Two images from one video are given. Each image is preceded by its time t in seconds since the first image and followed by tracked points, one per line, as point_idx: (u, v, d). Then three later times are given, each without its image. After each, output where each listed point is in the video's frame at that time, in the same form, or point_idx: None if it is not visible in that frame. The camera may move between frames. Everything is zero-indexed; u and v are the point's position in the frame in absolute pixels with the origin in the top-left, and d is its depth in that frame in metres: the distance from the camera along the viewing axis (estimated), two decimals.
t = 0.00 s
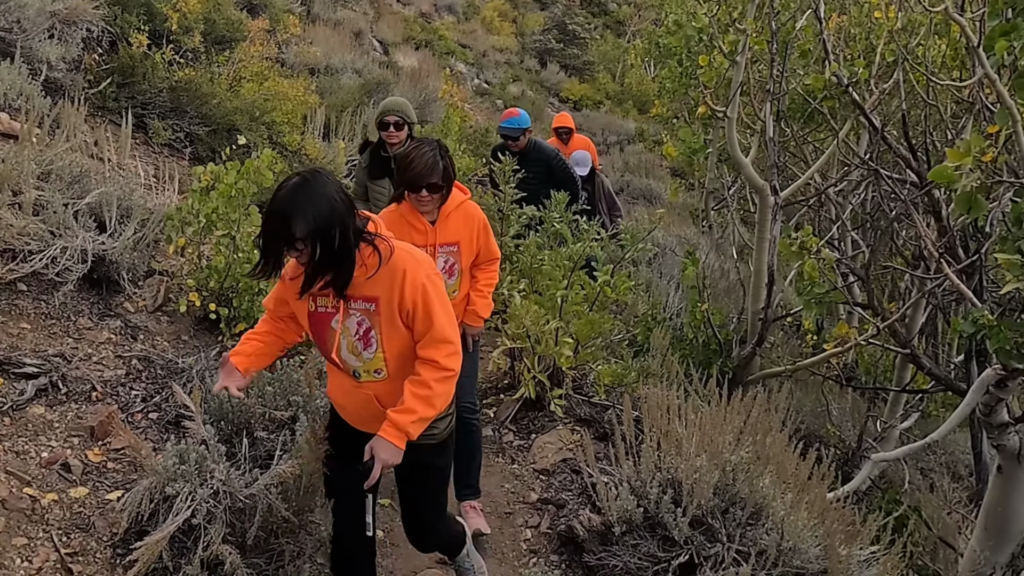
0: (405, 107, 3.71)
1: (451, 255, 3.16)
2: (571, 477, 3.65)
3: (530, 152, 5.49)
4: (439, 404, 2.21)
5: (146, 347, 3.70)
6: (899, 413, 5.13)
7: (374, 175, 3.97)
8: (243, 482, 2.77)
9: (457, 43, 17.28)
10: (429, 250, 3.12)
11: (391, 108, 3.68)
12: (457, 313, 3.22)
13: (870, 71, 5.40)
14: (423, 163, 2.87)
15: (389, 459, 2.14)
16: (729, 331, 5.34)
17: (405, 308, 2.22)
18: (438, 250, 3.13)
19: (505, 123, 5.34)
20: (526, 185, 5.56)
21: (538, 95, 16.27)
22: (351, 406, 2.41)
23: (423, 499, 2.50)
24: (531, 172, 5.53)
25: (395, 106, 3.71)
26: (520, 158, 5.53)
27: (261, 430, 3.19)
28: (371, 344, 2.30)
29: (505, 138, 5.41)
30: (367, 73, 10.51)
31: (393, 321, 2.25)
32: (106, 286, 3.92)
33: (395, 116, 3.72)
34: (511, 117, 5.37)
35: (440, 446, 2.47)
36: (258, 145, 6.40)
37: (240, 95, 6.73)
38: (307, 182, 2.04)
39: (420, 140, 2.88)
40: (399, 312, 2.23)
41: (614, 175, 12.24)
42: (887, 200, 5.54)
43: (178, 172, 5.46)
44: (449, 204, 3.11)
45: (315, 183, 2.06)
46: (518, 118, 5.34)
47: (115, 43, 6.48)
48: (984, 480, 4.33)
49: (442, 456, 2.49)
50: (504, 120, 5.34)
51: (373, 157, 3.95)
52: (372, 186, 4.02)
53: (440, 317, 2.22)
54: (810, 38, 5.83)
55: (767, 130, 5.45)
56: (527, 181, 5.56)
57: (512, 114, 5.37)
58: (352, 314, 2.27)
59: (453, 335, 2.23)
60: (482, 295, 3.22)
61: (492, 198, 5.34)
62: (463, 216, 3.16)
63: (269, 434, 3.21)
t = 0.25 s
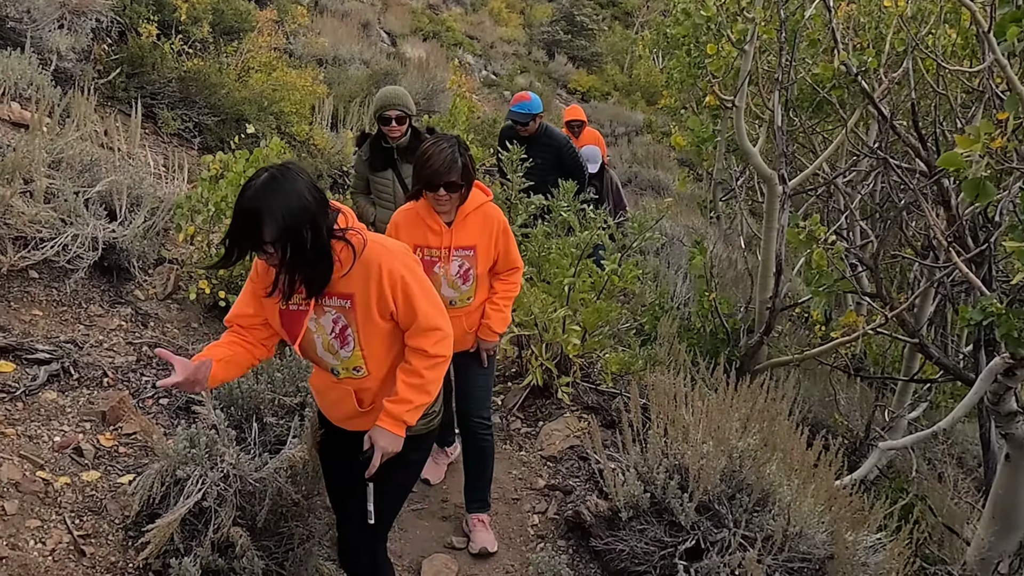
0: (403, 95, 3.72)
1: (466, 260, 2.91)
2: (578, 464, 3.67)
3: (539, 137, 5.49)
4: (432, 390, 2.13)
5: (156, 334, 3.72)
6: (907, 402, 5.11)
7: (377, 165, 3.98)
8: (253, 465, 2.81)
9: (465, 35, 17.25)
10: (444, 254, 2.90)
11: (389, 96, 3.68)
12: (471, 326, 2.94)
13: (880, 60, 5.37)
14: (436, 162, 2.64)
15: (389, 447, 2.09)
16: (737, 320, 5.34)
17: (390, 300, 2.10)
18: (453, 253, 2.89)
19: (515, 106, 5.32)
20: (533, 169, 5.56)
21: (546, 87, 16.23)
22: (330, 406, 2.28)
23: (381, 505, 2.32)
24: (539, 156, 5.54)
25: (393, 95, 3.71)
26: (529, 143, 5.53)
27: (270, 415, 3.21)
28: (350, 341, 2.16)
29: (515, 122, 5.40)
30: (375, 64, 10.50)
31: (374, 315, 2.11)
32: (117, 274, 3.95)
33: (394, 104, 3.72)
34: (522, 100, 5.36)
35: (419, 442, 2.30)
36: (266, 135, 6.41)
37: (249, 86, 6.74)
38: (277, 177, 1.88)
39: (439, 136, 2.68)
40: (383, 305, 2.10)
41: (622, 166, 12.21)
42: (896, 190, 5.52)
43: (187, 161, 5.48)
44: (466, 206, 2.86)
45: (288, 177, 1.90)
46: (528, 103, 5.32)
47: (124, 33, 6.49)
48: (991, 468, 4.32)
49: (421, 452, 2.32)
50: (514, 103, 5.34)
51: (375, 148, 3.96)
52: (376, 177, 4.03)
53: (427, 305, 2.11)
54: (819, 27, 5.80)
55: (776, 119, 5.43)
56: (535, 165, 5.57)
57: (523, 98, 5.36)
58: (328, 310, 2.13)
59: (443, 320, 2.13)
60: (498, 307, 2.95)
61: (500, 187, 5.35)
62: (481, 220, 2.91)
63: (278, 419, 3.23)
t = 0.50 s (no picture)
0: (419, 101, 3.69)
1: (483, 256, 2.82)
2: (584, 457, 3.67)
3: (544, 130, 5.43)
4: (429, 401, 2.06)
5: (163, 327, 3.74)
6: (914, 395, 5.09)
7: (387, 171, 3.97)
8: (260, 458, 2.82)
9: (471, 26, 17.20)
10: (460, 249, 2.81)
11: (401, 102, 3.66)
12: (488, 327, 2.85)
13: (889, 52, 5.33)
14: (447, 155, 2.59)
15: (400, 454, 2.06)
16: (744, 313, 5.32)
17: (378, 312, 1.99)
18: (469, 248, 2.81)
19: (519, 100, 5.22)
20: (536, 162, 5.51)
21: (553, 79, 16.17)
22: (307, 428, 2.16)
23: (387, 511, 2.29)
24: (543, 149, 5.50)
25: (405, 101, 3.67)
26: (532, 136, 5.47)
27: (276, 408, 3.22)
28: (329, 360, 2.04)
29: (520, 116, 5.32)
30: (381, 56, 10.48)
31: (359, 329, 2.01)
32: (124, 267, 3.96)
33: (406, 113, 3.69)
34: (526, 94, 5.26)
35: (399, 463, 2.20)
36: (272, 128, 6.41)
37: (255, 78, 6.74)
38: (260, 188, 1.73)
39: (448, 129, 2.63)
40: (369, 319, 2.00)
41: (629, 158, 12.16)
42: (905, 182, 5.48)
43: (193, 154, 5.49)
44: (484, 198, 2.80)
45: (272, 188, 1.76)
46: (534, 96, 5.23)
47: (130, 27, 6.49)
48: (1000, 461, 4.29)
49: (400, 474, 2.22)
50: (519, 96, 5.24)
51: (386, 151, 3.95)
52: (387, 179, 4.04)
53: (419, 314, 2.01)
54: (828, 17, 5.76)
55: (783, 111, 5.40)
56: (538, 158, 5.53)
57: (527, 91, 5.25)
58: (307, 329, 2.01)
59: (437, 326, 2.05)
60: (517, 312, 2.85)
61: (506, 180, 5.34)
62: (498, 216, 2.83)
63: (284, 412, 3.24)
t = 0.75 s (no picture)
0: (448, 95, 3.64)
1: (483, 258, 2.74)
2: (590, 446, 3.66)
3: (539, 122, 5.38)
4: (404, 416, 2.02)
5: (170, 317, 3.75)
6: (923, 386, 5.06)
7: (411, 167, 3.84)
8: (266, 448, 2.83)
9: (479, 17, 17.14)
10: (458, 250, 2.73)
11: (431, 95, 3.59)
12: (489, 333, 2.78)
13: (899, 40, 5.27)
14: (442, 158, 2.54)
15: (364, 486, 2.01)
16: (752, 304, 5.30)
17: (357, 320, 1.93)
18: (467, 251, 2.73)
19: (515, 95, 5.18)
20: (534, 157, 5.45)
21: (561, 69, 16.09)
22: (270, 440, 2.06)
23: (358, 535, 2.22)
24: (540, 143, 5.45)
25: (436, 93, 3.59)
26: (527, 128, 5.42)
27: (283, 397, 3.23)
28: (302, 369, 1.97)
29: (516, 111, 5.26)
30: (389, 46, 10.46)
31: (335, 339, 1.94)
32: (131, 257, 3.97)
33: (435, 106, 3.62)
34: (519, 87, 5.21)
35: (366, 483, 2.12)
36: (279, 118, 6.41)
37: (262, 69, 6.73)
38: (246, 181, 1.66)
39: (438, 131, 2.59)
40: (349, 329, 1.94)
41: (637, 149, 12.10)
42: (914, 172, 5.44)
43: (200, 145, 5.49)
44: (483, 199, 2.72)
45: (257, 181, 1.68)
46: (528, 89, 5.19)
47: (137, 17, 6.49)
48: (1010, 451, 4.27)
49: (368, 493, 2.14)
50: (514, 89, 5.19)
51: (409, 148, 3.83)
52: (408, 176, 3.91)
53: (398, 325, 1.96)
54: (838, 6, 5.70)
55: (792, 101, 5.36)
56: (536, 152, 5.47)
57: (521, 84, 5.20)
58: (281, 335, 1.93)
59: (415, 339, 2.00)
60: (519, 320, 2.77)
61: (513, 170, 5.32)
62: (497, 219, 2.75)
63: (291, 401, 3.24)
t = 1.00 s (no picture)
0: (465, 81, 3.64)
1: (467, 274, 2.67)
2: (596, 437, 3.66)
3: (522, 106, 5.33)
4: (376, 422, 1.88)
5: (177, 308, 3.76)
6: (931, 377, 5.04)
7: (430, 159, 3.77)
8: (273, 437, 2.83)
9: (485, 9, 17.09)
10: (442, 267, 2.66)
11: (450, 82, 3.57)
12: (479, 352, 2.74)
13: (907, 31, 5.23)
14: (414, 166, 2.40)
15: (305, 475, 1.81)
16: (758, 295, 5.28)
17: (335, 317, 1.84)
18: (450, 267, 2.66)
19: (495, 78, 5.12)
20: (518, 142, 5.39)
21: (568, 61, 16.04)
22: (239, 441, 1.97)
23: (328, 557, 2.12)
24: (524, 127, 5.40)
25: (454, 80, 3.58)
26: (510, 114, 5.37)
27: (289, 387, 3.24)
28: (275, 368, 1.88)
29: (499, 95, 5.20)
30: (395, 38, 10.43)
31: (316, 338, 1.86)
32: (138, 248, 3.98)
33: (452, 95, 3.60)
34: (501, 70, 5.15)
35: (334, 501, 2.05)
36: (285, 110, 6.41)
37: (268, 61, 6.73)
38: (227, 169, 1.59)
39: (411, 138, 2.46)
40: (331, 330, 1.85)
41: (645, 141, 12.05)
42: (923, 163, 5.40)
43: (207, 137, 5.50)
44: (462, 210, 2.65)
45: (241, 170, 1.62)
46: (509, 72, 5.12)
47: (143, 9, 6.49)
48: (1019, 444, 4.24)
49: (335, 512, 2.06)
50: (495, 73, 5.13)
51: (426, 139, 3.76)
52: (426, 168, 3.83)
53: (380, 329, 1.85)
54: None
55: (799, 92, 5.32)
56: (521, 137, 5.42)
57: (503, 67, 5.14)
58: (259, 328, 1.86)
59: (400, 343, 1.88)
60: (508, 338, 2.71)
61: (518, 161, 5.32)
62: (480, 230, 2.68)
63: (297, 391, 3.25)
